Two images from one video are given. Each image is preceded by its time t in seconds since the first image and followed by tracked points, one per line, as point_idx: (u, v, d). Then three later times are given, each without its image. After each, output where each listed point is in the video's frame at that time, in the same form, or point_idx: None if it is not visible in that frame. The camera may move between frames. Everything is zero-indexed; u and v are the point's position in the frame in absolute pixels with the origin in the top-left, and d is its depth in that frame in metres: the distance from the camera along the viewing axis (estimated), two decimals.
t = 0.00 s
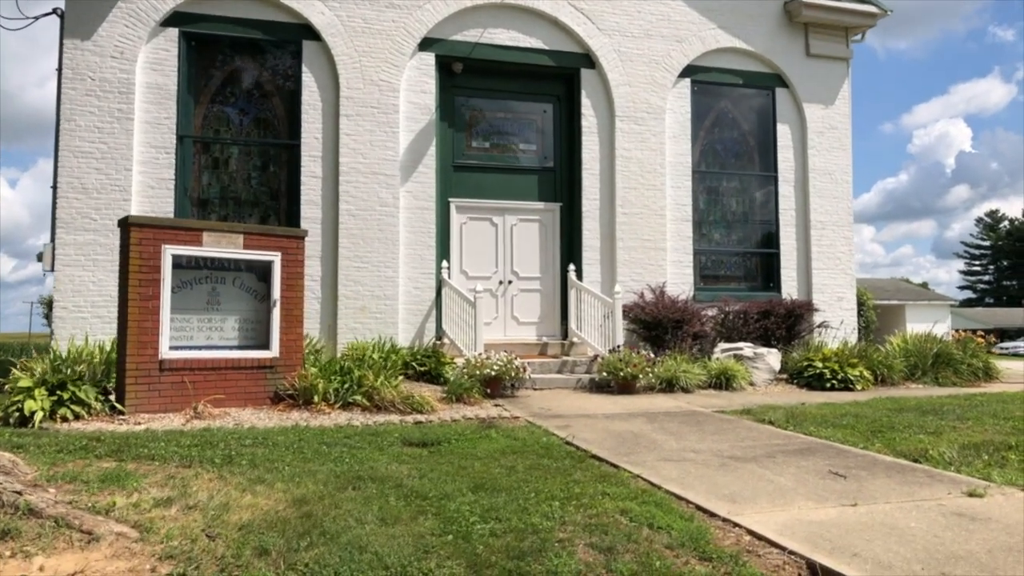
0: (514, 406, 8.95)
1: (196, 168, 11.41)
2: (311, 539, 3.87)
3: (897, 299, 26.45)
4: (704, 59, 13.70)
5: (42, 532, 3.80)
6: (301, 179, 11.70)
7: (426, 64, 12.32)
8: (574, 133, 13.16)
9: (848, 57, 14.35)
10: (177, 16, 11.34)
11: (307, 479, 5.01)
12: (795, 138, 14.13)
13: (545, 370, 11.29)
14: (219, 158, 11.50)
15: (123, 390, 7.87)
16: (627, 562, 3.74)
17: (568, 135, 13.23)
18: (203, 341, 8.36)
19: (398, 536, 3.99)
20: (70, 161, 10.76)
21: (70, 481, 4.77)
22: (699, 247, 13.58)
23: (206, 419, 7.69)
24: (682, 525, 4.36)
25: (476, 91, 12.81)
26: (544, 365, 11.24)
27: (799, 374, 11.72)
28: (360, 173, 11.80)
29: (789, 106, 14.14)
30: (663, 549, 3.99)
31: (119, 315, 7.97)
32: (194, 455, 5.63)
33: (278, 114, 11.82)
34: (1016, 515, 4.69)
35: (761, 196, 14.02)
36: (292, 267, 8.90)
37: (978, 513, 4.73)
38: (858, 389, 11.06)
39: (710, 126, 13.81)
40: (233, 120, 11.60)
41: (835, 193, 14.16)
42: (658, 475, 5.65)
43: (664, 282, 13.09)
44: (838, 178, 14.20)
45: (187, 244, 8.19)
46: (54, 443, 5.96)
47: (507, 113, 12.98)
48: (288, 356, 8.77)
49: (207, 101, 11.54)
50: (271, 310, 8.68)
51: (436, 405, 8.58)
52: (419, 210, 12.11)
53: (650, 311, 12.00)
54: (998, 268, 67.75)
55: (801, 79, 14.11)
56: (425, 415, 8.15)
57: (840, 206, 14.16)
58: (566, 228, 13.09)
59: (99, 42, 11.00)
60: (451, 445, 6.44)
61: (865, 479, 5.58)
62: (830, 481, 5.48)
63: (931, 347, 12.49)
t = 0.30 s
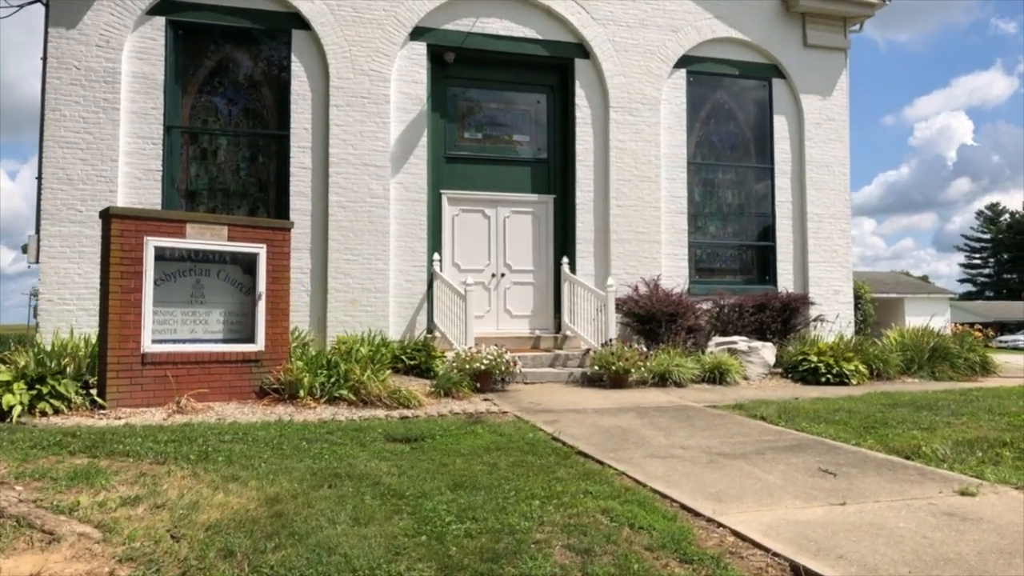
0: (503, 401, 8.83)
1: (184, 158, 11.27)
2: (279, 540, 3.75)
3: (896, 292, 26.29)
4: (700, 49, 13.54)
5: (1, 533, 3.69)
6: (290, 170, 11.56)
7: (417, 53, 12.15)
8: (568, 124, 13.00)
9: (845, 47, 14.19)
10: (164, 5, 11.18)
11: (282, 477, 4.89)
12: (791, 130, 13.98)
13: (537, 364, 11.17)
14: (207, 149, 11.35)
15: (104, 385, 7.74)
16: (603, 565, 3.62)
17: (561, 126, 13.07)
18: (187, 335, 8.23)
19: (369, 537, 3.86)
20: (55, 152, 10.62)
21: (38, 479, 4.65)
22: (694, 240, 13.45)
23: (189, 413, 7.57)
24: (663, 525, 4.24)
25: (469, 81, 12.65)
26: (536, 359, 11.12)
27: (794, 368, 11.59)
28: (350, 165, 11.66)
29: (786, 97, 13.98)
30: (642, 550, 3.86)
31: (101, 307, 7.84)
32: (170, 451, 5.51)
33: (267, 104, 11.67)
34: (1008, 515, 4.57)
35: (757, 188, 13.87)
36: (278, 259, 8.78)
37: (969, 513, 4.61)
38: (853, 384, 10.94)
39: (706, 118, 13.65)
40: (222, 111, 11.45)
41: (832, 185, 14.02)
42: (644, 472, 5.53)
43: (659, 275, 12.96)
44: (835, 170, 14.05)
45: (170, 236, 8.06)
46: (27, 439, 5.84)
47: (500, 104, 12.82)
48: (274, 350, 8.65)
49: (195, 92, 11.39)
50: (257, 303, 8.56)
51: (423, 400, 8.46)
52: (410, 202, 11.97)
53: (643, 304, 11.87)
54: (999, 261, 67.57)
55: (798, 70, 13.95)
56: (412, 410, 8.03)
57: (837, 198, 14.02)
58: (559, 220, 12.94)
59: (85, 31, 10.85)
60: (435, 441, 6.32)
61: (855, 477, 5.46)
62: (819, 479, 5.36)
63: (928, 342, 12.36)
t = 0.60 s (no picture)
0: (493, 396, 8.73)
1: (173, 151, 11.15)
2: (249, 541, 3.65)
3: (894, 286, 26.23)
4: (696, 41, 13.40)
5: None
6: (281, 162, 11.44)
7: (409, 44, 12.02)
8: (562, 117, 12.87)
9: (843, 40, 14.05)
10: None
11: (260, 474, 4.79)
12: (788, 123, 13.85)
13: (530, 359, 11.07)
14: (196, 141, 11.23)
15: (87, 380, 7.64)
16: (582, 567, 3.53)
17: (556, 118, 12.95)
18: (173, 329, 8.12)
19: (343, 538, 3.76)
20: (42, 144, 10.50)
21: (10, 476, 4.56)
22: (689, 234, 13.34)
23: (174, 409, 7.46)
24: (647, 525, 4.14)
25: (462, 73, 12.52)
26: (529, 353, 11.02)
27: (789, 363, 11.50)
28: (342, 157, 11.54)
29: (783, 90, 13.86)
30: (623, 552, 3.77)
31: (84, 301, 7.73)
32: (148, 448, 5.41)
33: (257, 96, 11.55)
34: (1000, 514, 4.48)
35: (753, 181, 13.75)
36: (266, 252, 8.66)
37: (961, 512, 4.52)
38: (848, 379, 10.85)
39: (702, 111, 13.53)
40: (212, 103, 11.32)
41: (828, 178, 13.90)
42: (631, 470, 5.43)
43: (653, 269, 12.86)
44: (832, 163, 13.93)
45: (155, 229, 7.94)
46: (5, 435, 5.74)
47: (493, 96, 12.68)
48: (261, 344, 8.54)
49: (184, 83, 11.26)
50: (244, 297, 8.45)
51: (412, 395, 8.36)
52: (402, 195, 11.85)
53: (637, 299, 11.77)
54: (998, 256, 67.48)
55: (795, 62, 13.82)
56: (400, 406, 7.93)
57: (833, 192, 13.90)
58: (553, 214, 12.83)
59: (72, 21, 10.71)
60: (421, 437, 6.22)
61: (846, 475, 5.36)
62: (809, 477, 5.27)
63: (924, 336, 12.26)
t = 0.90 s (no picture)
0: (482, 398, 8.55)
1: (159, 147, 10.97)
2: (211, 553, 3.46)
3: (891, 285, 26.05)
4: (690, 37, 13.23)
5: None
6: (268, 159, 11.25)
7: (399, 40, 11.83)
8: (555, 113, 12.68)
9: (839, 36, 13.88)
10: None
11: (230, 480, 4.60)
12: (784, 120, 13.68)
13: (521, 359, 10.89)
14: (182, 138, 11.04)
15: (64, 382, 7.45)
16: None
17: (549, 115, 12.76)
18: (154, 329, 7.93)
19: (312, 549, 3.57)
20: (24, 140, 10.31)
21: None
22: (684, 232, 13.16)
23: (153, 411, 7.28)
24: (630, 534, 3.96)
25: (453, 69, 12.33)
26: (520, 354, 10.84)
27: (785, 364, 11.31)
28: (330, 154, 11.35)
29: (779, 86, 13.68)
30: (604, 563, 3.58)
31: (61, 300, 7.54)
32: (118, 452, 5.21)
33: (244, 92, 11.35)
34: (999, 522, 4.30)
35: (749, 179, 13.57)
36: (249, 251, 8.48)
37: (959, 520, 4.34)
38: (844, 379, 10.67)
39: (697, 107, 13.34)
40: (198, 98, 11.13)
41: (825, 176, 13.72)
42: (619, 474, 5.26)
43: (647, 268, 12.68)
44: (829, 161, 13.75)
45: (135, 226, 7.75)
46: None
47: (485, 92, 12.49)
48: (245, 345, 8.36)
49: (170, 78, 11.07)
50: (226, 297, 8.26)
51: (398, 397, 8.18)
52: (391, 192, 11.66)
53: (631, 298, 11.59)
54: (996, 255, 67.39)
55: (791, 59, 13.64)
56: (385, 408, 7.75)
57: (830, 190, 13.73)
58: (546, 212, 12.65)
59: (55, 16, 10.53)
60: (403, 441, 6.04)
61: (840, 480, 5.18)
62: (802, 483, 5.08)
63: (922, 336, 12.09)
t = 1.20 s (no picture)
0: (469, 402, 8.37)
1: (142, 147, 10.80)
2: (163, 571, 3.28)
3: (889, 286, 25.90)
4: (683, 35, 13.07)
5: None
6: (254, 159, 11.07)
7: (388, 38, 11.67)
8: (547, 112, 12.51)
9: (834, 34, 13.73)
10: None
11: (195, 491, 4.41)
12: (779, 119, 13.52)
13: (511, 361, 10.71)
14: (167, 137, 10.87)
15: (37, 387, 7.28)
16: None
17: (540, 114, 12.59)
18: (132, 332, 7.75)
19: (272, 565, 3.39)
20: (4, 140, 10.14)
21: None
22: (678, 233, 12.99)
23: (129, 416, 7.10)
24: (609, 548, 3.78)
25: (443, 67, 12.16)
26: (510, 356, 10.67)
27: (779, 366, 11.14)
28: (317, 154, 11.18)
29: (773, 85, 13.52)
30: None
31: (36, 302, 7.36)
32: (83, 461, 5.03)
33: (230, 91, 11.18)
34: (995, 534, 4.12)
35: (743, 179, 13.40)
36: (231, 252, 8.31)
37: (953, 531, 4.16)
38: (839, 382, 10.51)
39: (691, 106, 13.18)
40: (182, 98, 10.95)
41: (820, 176, 13.56)
42: (602, 482, 5.08)
43: (640, 269, 12.52)
44: (824, 161, 13.59)
45: (112, 227, 7.57)
46: None
47: (475, 91, 12.32)
48: (225, 348, 8.18)
49: (154, 77, 10.90)
50: (207, 299, 8.08)
51: (381, 401, 8.01)
52: (380, 193, 11.48)
53: (623, 300, 11.41)
54: (994, 256, 67.28)
55: (786, 58, 13.49)
56: (368, 413, 7.58)
57: (825, 190, 13.57)
58: (537, 212, 12.47)
59: (36, 14, 10.37)
60: (383, 448, 5.86)
61: (830, 489, 5.01)
62: (791, 491, 4.91)
63: (919, 338, 11.92)
